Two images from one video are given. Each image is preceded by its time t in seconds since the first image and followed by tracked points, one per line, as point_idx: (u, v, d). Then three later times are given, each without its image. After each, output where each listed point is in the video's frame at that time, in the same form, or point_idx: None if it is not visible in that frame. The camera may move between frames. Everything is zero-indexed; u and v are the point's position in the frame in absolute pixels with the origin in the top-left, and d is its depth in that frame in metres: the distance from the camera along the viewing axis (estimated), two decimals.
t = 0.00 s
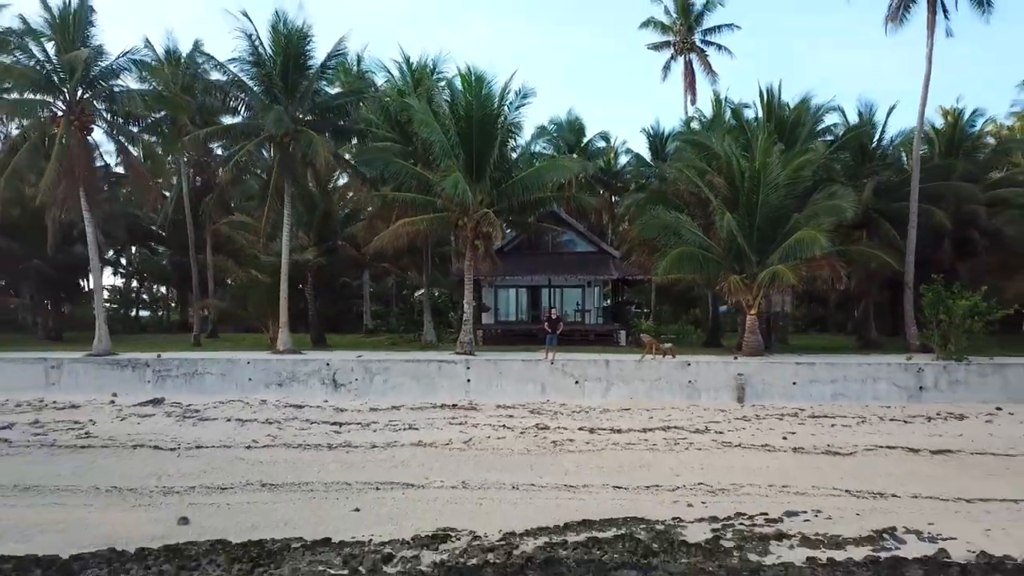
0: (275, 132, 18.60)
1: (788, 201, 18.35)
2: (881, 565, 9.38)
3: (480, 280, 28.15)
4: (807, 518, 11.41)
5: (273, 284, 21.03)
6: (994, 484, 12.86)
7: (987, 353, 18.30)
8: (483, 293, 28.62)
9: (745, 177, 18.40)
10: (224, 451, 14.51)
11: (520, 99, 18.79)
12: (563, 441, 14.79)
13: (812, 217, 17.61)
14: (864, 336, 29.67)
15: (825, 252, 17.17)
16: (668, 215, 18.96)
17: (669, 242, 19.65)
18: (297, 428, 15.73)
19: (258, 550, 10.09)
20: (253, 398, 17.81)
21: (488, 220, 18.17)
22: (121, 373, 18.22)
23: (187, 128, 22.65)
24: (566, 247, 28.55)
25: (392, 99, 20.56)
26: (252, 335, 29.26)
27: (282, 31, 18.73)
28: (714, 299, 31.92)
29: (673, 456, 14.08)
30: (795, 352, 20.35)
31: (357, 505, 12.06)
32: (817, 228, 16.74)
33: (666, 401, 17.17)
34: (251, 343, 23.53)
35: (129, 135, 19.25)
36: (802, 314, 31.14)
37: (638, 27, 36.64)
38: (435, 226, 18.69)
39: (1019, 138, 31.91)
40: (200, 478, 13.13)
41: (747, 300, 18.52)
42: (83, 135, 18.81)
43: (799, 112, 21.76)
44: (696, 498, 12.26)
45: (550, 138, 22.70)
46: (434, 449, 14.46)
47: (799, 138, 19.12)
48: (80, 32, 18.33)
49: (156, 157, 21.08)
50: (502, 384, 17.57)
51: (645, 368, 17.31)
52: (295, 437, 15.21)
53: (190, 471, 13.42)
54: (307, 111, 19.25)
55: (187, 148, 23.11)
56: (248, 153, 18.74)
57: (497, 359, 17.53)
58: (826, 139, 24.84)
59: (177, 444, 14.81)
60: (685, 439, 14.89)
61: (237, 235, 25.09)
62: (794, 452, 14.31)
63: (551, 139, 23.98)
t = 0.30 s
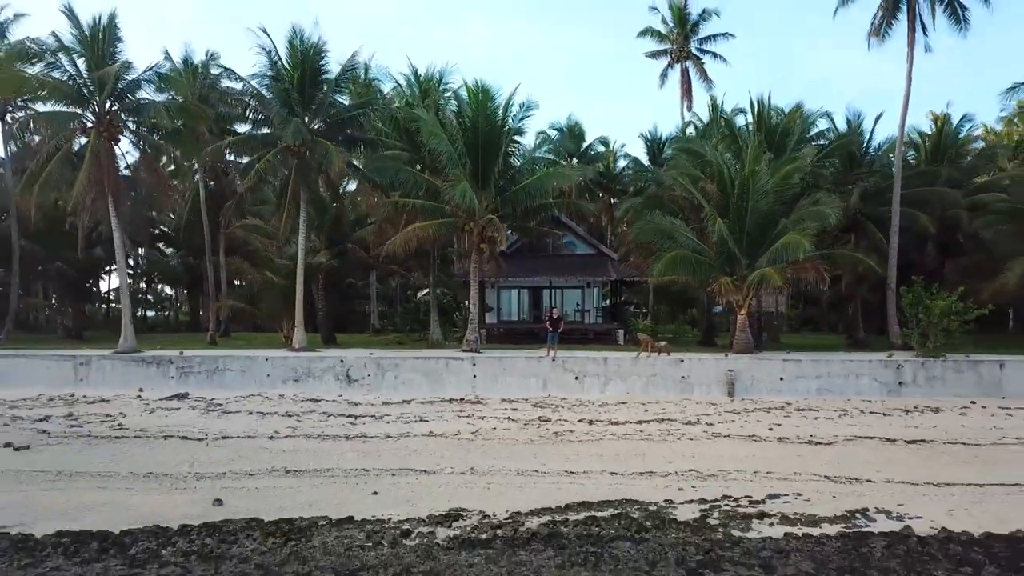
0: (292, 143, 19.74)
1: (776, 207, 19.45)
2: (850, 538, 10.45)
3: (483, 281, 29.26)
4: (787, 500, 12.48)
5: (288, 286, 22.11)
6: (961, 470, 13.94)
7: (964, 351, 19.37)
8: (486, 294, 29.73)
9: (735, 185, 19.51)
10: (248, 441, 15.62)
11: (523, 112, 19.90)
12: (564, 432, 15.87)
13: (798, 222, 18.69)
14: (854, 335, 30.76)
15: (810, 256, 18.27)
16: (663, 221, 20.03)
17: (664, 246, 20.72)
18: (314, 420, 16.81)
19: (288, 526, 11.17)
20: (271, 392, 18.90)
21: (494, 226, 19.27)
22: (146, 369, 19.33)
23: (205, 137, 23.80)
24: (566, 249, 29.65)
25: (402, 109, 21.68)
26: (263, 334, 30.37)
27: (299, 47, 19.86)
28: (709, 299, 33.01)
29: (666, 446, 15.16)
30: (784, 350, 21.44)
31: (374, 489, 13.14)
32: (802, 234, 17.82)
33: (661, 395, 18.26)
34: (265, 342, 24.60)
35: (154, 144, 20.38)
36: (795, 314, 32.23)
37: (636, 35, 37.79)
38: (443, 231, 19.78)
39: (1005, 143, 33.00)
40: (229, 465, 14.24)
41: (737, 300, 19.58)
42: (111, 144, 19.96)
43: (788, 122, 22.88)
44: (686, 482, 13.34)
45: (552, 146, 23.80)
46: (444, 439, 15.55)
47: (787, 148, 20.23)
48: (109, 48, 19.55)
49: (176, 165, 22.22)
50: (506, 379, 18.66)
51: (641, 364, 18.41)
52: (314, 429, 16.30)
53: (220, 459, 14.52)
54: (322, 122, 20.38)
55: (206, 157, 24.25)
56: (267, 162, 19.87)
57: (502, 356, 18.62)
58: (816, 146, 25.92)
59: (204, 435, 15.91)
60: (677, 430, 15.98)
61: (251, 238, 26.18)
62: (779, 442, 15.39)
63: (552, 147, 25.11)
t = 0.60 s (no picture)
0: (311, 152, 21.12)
1: (763, 213, 20.76)
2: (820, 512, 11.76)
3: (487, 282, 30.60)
4: (767, 481, 13.78)
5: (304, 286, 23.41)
6: (928, 455, 15.25)
7: (940, 348, 20.67)
8: (489, 293, 31.08)
9: (725, 192, 20.82)
10: (274, 430, 16.94)
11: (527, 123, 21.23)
12: (565, 422, 17.18)
13: (784, 228, 20.01)
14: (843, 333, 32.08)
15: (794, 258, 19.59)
16: (657, 225, 21.34)
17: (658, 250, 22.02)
18: (333, 411, 18.11)
19: (318, 500, 12.49)
20: (291, 386, 20.21)
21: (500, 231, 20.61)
22: (173, 364, 20.65)
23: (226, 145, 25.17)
24: (567, 251, 30.99)
25: (412, 121, 23.07)
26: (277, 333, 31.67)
27: (316, 62, 21.20)
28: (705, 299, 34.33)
29: (659, 434, 16.48)
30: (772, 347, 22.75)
31: (393, 471, 14.45)
32: (786, 238, 19.18)
33: (655, 388, 19.57)
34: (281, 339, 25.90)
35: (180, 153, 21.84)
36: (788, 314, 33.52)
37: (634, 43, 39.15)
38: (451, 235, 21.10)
39: (989, 149, 34.30)
40: (258, 451, 15.59)
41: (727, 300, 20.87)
42: (141, 152, 21.58)
43: (777, 132, 24.23)
44: (676, 466, 14.65)
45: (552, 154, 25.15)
46: (454, 428, 16.85)
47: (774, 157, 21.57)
48: (139, 63, 21.01)
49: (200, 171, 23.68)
50: (511, 373, 19.97)
51: (636, 360, 19.72)
52: (333, 419, 17.61)
53: (249, 445, 15.84)
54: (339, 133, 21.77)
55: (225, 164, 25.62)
56: (287, 171, 21.22)
57: (506, 352, 19.93)
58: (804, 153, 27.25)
59: (233, 424, 17.23)
60: (670, 420, 17.29)
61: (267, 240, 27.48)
62: (763, 430, 16.70)
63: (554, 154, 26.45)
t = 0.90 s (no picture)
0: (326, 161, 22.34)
1: (753, 218, 21.94)
2: (799, 492, 12.91)
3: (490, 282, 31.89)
4: (752, 467, 14.96)
5: (316, 286, 24.59)
6: (903, 445, 16.42)
7: (921, 346, 21.84)
8: (493, 294, 32.42)
9: (717, 199, 22.00)
10: (294, 421, 18.13)
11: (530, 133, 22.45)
12: (566, 415, 18.36)
13: (773, 232, 21.19)
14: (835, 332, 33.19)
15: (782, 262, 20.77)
16: (653, 229, 22.53)
17: (654, 252, 23.19)
18: (349, 405, 19.29)
19: (341, 483, 13.68)
20: (306, 381, 21.38)
21: (505, 236, 21.89)
22: (195, 361, 21.83)
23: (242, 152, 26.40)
24: (567, 252, 32.23)
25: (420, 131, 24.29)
26: (287, 332, 32.83)
27: (331, 75, 22.44)
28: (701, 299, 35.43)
29: (654, 425, 17.65)
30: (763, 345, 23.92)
31: (407, 459, 15.63)
32: (773, 242, 20.37)
33: (650, 384, 20.75)
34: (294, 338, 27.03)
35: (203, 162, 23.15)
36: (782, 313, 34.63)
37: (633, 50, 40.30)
38: (458, 240, 22.32)
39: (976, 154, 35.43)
40: (281, 440, 16.78)
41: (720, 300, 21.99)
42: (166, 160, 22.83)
43: (767, 140, 25.46)
44: (669, 454, 15.83)
45: (554, 161, 26.34)
46: (461, 420, 18.00)
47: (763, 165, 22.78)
48: (163, 75, 22.24)
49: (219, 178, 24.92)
50: (514, 369, 21.13)
51: (633, 357, 20.90)
52: (349, 412, 18.78)
53: (272, 436, 17.01)
54: (352, 142, 22.97)
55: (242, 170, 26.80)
56: (304, 178, 22.45)
57: (510, 350, 21.09)
58: (795, 160, 28.43)
59: (255, 416, 18.44)
60: (664, 413, 18.48)
61: (280, 243, 28.63)
62: (751, 423, 17.87)
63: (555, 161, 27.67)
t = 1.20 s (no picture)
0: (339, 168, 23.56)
1: (744, 222, 23.12)
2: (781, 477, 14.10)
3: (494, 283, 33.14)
4: (740, 455, 16.13)
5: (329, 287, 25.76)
6: (882, 435, 17.62)
7: (904, 344, 23.02)
8: (496, 294, 33.69)
9: (710, 204, 23.19)
10: (312, 414, 19.33)
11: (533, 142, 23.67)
12: (567, 408, 19.53)
13: (762, 236, 22.37)
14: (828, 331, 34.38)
15: (771, 264, 21.96)
16: (649, 233, 23.71)
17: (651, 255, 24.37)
18: (363, 399, 20.47)
19: (360, 469, 14.84)
20: (321, 377, 22.56)
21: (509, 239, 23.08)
22: (215, 358, 23.02)
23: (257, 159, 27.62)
24: (568, 254, 33.43)
25: (428, 141, 25.54)
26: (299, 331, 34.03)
27: (344, 87, 23.66)
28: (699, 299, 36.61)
29: (650, 418, 18.83)
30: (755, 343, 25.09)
31: (420, 448, 16.82)
32: (763, 246, 21.57)
33: (646, 379, 21.93)
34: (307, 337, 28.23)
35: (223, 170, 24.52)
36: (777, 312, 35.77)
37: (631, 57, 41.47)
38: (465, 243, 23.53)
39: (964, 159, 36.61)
40: (301, 432, 17.97)
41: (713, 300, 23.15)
42: (188, 167, 24.29)
43: (759, 147, 26.66)
44: (663, 444, 17.02)
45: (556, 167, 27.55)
46: (469, 413, 19.19)
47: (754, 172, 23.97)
48: (185, 87, 23.49)
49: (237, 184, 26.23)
50: (518, 366, 22.32)
51: (630, 354, 22.08)
52: (363, 405, 19.96)
53: (293, 427, 18.20)
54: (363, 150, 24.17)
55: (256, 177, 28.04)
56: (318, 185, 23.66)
57: (514, 347, 22.27)
58: (786, 166, 29.61)
59: (275, 410, 19.64)
60: (660, 406, 19.66)
61: (292, 245, 29.80)
62: (741, 415, 19.05)
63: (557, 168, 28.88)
